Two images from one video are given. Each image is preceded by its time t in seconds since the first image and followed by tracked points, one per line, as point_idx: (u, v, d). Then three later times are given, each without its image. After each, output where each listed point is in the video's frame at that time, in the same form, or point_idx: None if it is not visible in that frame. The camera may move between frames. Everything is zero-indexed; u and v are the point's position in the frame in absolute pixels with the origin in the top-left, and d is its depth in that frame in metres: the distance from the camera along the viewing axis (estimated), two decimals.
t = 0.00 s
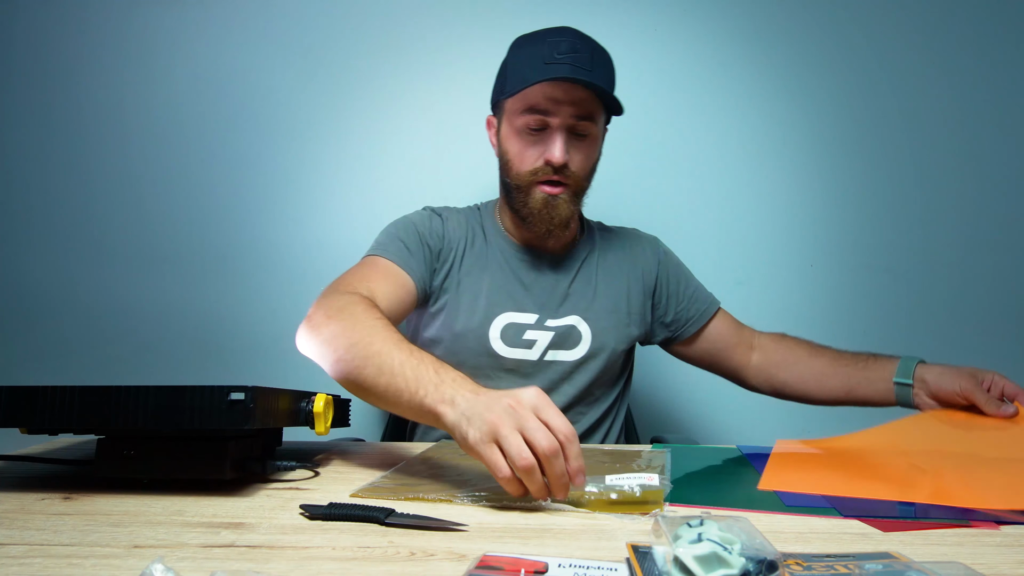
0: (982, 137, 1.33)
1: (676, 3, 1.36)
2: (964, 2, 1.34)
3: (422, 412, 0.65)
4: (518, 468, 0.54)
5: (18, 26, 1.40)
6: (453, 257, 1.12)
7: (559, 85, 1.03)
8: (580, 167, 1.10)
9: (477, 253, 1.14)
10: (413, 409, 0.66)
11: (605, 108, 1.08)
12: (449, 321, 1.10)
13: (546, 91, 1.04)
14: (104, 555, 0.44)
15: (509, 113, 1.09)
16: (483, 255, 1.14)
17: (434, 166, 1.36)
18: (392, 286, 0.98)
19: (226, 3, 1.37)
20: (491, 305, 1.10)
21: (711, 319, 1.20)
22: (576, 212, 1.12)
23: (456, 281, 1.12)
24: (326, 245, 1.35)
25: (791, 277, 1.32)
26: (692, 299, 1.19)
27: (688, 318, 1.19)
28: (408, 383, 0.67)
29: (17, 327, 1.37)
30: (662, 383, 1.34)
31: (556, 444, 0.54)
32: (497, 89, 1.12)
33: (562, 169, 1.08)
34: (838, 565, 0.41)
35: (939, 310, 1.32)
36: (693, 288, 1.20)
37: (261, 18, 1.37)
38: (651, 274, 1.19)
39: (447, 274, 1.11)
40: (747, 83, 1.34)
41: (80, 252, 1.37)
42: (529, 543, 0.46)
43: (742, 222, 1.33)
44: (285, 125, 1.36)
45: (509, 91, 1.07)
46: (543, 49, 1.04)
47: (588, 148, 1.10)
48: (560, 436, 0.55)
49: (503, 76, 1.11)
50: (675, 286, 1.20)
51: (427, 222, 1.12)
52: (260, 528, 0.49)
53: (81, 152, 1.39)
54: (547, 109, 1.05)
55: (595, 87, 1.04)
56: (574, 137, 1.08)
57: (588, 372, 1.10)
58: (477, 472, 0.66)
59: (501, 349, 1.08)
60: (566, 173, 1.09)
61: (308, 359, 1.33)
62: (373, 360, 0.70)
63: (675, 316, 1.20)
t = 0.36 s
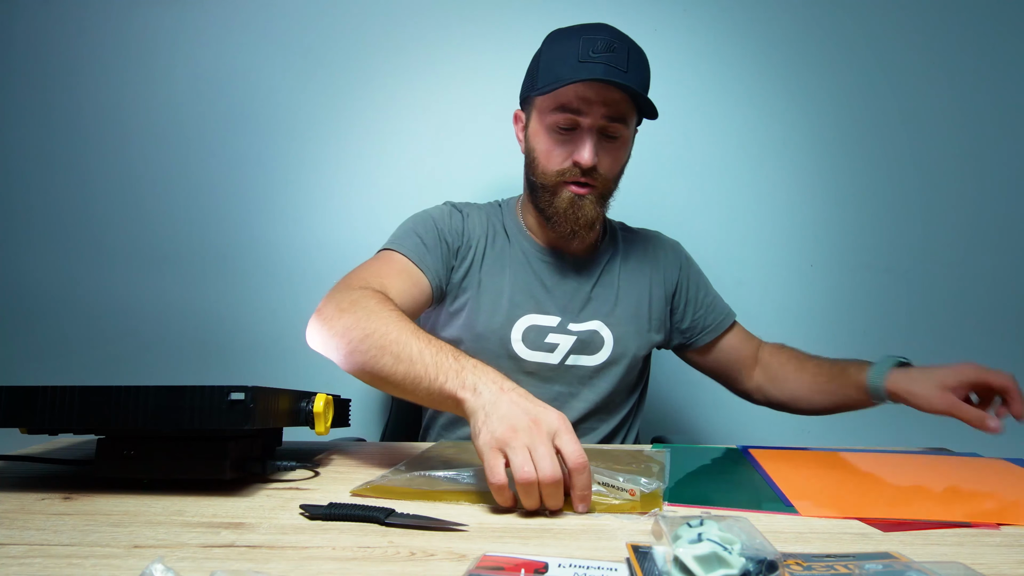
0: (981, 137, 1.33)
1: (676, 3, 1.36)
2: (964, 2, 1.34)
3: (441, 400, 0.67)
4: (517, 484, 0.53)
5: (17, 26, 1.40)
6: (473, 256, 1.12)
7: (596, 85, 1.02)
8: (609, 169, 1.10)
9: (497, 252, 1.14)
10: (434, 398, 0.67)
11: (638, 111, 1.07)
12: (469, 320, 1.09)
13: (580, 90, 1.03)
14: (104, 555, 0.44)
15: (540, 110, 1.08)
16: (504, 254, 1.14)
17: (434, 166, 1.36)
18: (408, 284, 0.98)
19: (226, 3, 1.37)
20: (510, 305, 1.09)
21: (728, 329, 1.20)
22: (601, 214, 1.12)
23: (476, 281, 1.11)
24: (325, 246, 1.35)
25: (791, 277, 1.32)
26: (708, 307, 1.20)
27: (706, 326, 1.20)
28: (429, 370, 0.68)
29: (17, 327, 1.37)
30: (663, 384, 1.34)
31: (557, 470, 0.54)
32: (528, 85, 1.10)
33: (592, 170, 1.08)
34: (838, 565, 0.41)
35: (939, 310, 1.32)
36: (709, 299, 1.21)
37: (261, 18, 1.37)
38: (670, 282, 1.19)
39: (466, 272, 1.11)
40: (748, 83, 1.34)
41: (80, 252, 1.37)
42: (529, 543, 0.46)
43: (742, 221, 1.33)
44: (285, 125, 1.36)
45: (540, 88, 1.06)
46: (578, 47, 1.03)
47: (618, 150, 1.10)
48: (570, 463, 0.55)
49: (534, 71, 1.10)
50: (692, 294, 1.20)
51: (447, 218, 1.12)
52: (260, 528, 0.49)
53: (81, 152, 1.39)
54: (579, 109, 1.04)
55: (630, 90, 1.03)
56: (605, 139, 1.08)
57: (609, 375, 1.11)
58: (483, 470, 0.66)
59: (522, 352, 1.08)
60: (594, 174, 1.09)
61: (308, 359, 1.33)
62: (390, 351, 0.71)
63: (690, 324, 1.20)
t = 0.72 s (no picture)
0: (980, 138, 1.33)
1: (676, 3, 1.36)
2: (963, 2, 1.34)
3: (459, 394, 0.67)
4: (519, 475, 0.53)
5: (17, 26, 1.40)
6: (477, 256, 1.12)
7: (616, 75, 1.05)
8: (619, 164, 1.11)
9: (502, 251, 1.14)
10: (452, 390, 0.68)
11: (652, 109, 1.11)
12: (474, 319, 1.09)
13: (598, 80, 1.06)
14: (104, 555, 0.44)
15: (557, 100, 1.10)
16: (508, 254, 1.14)
17: (433, 165, 1.36)
18: (415, 285, 0.98)
19: (226, 4, 1.37)
20: (514, 304, 1.09)
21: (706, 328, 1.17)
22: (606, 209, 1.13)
23: (481, 280, 1.11)
24: (326, 245, 1.35)
25: (792, 277, 1.32)
26: (701, 305, 1.18)
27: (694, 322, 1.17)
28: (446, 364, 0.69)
29: (17, 327, 1.37)
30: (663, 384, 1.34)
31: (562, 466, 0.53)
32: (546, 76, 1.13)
33: (603, 162, 1.10)
34: (838, 565, 0.41)
35: (939, 310, 1.32)
36: (701, 297, 1.19)
37: (261, 17, 1.37)
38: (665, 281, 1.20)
39: (471, 271, 1.11)
40: (747, 83, 1.34)
41: (80, 252, 1.37)
42: (529, 543, 0.46)
43: (742, 221, 1.33)
44: (285, 125, 1.36)
45: (559, 76, 1.08)
46: (600, 39, 1.05)
47: (629, 147, 1.12)
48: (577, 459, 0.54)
49: (554, 65, 1.13)
50: (688, 294, 1.19)
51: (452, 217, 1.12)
52: (260, 528, 0.49)
53: (81, 152, 1.39)
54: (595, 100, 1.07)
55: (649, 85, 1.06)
56: (618, 133, 1.10)
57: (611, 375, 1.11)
58: (485, 470, 0.66)
59: (525, 352, 1.07)
60: (604, 167, 1.10)
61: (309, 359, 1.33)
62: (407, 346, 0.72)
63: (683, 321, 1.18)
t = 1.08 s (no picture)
0: (981, 137, 1.33)
1: (676, 3, 1.36)
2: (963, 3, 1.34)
3: (409, 397, 0.66)
4: (463, 503, 0.56)
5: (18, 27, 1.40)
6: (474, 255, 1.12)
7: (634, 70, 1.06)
8: (628, 161, 1.12)
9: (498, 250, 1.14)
10: (399, 393, 0.67)
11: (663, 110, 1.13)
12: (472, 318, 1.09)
13: (615, 76, 1.07)
14: (104, 555, 0.44)
15: (571, 93, 1.11)
16: (505, 254, 1.14)
17: (434, 165, 1.36)
18: (398, 286, 0.97)
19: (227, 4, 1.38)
20: (510, 304, 1.09)
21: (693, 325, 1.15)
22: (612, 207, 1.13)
23: (476, 281, 1.11)
24: (326, 245, 1.35)
25: (792, 277, 1.32)
26: (692, 300, 1.17)
27: (676, 317, 1.15)
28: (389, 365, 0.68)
29: (17, 327, 1.37)
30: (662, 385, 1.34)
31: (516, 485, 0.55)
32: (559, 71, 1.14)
33: (613, 157, 1.10)
34: (838, 565, 0.41)
35: (939, 310, 1.32)
36: (692, 292, 1.18)
37: (261, 17, 1.37)
38: (660, 276, 1.20)
39: (467, 272, 1.11)
40: (747, 82, 1.34)
41: (80, 251, 1.37)
42: (529, 543, 0.46)
43: (742, 221, 1.33)
44: (285, 124, 1.36)
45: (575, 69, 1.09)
46: (619, 37, 1.07)
47: (638, 145, 1.13)
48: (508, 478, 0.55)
49: (568, 60, 1.14)
50: (680, 288, 1.19)
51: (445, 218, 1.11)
52: (260, 528, 0.49)
53: (81, 152, 1.39)
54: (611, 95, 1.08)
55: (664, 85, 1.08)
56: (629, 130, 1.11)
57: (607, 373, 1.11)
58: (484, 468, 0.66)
59: (523, 352, 1.08)
60: (614, 163, 1.10)
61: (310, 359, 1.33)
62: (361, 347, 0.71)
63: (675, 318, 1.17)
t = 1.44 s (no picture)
0: (981, 137, 1.33)
1: (676, 3, 1.36)
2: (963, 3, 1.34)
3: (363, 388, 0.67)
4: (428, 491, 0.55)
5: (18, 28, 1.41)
6: (474, 255, 1.12)
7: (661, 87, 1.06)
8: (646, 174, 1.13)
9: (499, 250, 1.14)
10: (351, 381, 0.68)
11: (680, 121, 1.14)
12: (473, 318, 1.09)
13: (641, 93, 1.07)
14: (104, 555, 0.44)
15: (593, 104, 1.10)
16: (507, 254, 1.14)
17: (434, 165, 1.36)
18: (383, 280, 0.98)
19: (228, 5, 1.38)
20: (513, 304, 1.09)
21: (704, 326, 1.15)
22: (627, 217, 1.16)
23: (478, 281, 1.11)
24: (327, 245, 1.35)
25: (792, 277, 1.32)
26: (697, 301, 1.17)
27: (684, 318, 1.15)
28: (346, 354, 0.69)
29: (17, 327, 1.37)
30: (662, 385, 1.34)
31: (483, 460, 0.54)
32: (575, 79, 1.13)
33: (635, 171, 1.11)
34: (838, 565, 0.41)
35: (938, 310, 1.32)
36: (699, 291, 1.18)
37: (261, 18, 1.37)
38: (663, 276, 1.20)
39: (467, 272, 1.11)
40: (747, 84, 1.34)
41: (80, 252, 1.37)
42: (529, 543, 0.46)
43: (742, 222, 1.33)
44: (285, 124, 1.36)
45: (598, 81, 1.08)
46: (644, 51, 1.07)
47: (655, 157, 1.14)
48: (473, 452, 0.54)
49: (585, 63, 1.11)
50: (684, 288, 1.19)
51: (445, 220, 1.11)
52: (260, 528, 0.49)
53: (81, 152, 1.39)
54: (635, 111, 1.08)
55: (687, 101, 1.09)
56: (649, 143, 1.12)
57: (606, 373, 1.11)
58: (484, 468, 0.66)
59: (525, 353, 1.07)
60: (636, 176, 1.12)
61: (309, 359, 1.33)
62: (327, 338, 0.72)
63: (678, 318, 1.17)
